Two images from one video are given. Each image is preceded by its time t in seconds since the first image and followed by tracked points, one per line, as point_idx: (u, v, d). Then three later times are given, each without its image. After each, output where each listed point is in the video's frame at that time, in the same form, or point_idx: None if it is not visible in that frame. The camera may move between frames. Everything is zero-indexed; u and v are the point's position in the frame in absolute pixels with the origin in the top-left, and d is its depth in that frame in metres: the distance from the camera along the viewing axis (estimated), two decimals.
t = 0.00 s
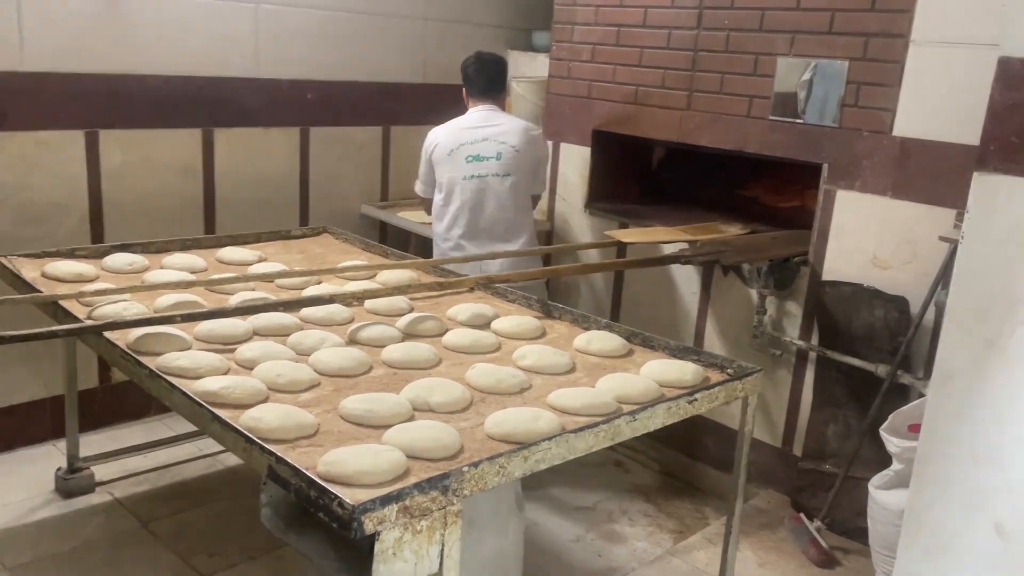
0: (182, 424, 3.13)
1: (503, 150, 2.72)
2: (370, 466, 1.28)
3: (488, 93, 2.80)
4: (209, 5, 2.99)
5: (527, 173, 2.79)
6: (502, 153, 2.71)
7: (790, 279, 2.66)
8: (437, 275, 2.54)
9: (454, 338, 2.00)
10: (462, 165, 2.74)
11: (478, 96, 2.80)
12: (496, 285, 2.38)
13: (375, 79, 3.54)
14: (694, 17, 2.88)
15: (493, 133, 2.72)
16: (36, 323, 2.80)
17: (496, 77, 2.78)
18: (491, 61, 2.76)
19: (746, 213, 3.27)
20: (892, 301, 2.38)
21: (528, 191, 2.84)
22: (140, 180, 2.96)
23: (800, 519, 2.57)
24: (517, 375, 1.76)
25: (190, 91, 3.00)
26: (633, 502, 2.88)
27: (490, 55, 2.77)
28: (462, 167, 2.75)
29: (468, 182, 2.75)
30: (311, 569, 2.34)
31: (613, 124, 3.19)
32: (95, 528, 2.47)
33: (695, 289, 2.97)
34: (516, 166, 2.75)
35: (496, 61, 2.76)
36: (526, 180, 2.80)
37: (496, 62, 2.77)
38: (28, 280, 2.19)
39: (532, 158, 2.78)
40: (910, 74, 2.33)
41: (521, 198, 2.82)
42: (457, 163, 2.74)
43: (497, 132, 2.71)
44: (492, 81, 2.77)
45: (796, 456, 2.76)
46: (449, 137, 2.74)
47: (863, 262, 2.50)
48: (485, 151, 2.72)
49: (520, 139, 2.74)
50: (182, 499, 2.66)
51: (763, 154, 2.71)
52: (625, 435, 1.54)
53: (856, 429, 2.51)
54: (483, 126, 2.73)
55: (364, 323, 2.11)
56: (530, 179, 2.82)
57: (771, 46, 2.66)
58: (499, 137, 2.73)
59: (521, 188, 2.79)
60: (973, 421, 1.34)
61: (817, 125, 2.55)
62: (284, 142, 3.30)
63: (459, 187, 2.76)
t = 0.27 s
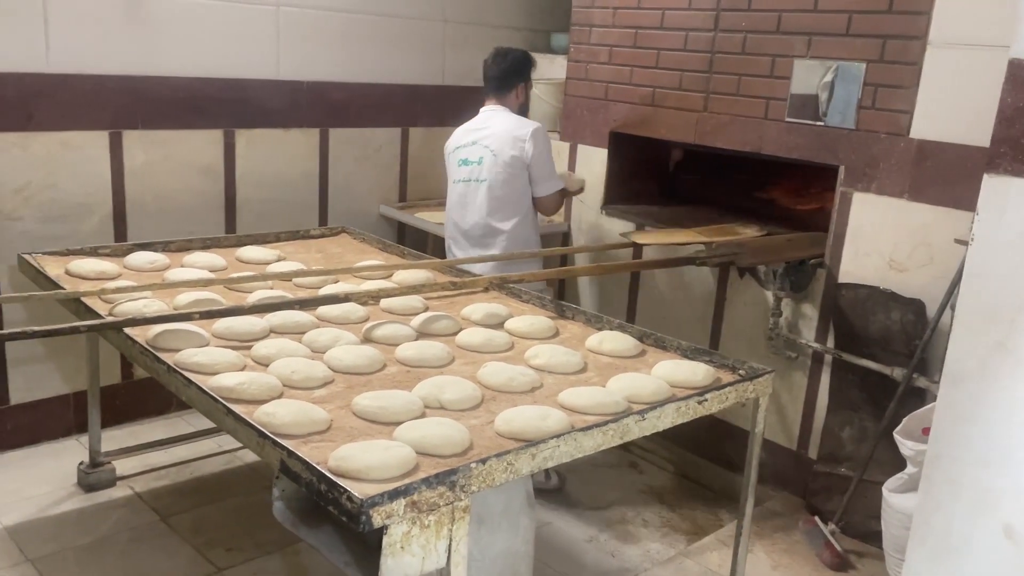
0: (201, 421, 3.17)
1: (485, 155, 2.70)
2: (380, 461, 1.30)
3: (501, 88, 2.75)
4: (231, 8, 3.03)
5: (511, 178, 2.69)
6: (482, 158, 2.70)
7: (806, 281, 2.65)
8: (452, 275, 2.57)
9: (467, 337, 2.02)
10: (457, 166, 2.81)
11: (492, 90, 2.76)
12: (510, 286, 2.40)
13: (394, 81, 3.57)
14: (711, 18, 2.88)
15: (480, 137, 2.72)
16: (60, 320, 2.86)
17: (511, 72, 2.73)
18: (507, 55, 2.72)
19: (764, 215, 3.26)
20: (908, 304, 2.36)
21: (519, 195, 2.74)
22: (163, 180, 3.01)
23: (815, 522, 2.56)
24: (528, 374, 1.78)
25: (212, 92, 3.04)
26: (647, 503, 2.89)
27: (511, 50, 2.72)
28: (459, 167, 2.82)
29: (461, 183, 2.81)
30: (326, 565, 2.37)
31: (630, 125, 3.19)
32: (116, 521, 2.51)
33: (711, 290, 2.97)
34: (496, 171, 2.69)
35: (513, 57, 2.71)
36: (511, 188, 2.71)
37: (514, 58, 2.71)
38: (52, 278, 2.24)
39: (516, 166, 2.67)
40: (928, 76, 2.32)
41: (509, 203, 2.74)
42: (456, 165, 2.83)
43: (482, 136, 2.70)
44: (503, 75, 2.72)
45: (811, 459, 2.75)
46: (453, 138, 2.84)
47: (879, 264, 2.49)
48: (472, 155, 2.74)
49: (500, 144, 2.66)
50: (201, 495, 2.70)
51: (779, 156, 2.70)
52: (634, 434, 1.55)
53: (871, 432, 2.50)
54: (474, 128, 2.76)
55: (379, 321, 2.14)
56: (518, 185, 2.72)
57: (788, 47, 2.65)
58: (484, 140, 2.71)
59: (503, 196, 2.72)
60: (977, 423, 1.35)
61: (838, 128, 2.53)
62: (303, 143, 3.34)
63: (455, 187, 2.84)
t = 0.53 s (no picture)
0: (221, 417, 3.21)
1: (499, 160, 2.77)
2: (392, 457, 1.32)
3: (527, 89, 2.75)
4: (252, 9, 3.07)
5: (515, 188, 2.74)
6: (496, 163, 2.78)
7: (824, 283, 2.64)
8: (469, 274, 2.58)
9: (482, 336, 2.03)
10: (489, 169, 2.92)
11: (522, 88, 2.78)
12: (526, 285, 2.41)
13: (413, 82, 3.59)
14: (730, 19, 2.87)
15: (501, 143, 2.79)
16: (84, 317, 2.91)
17: (537, 73, 2.73)
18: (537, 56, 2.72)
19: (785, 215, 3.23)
20: (927, 306, 2.34)
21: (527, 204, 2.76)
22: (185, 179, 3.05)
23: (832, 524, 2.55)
24: (542, 372, 1.79)
25: (233, 93, 3.08)
26: (663, 504, 2.88)
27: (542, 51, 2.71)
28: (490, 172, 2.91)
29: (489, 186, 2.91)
30: (342, 561, 2.39)
31: (648, 126, 3.19)
32: (137, 515, 2.55)
33: (729, 291, 2.96)
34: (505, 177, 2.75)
35: (540, 58, 2.70)
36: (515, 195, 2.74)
37: (542, 59, 2.70)
38: (76, 275, 2.28)
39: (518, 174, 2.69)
40: (949, 76, 2.30)
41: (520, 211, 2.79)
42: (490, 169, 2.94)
43: (500, 142, 2.77)
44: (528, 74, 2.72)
45: (829, 462, 2.74)
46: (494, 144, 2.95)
47: (898, 266, 2.47)
48: (495, 160, 2.83)
49: (506, 154, 2.72)
50: (220, 490, 2.74)
51: (798, 156, 2.69)
52: (646, 433, 1.55)
53: (890, 434, 2.48)
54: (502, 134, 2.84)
55: (395, 320, 2.15)
56: (524, 195, 2.75)
57: (807, 47, 2.64)
58: (502, 147, 2.77)
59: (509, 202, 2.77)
60: (998, 418, 1.37)
61: (861, 129, 2.50)
62: (323, 143, 3.37)
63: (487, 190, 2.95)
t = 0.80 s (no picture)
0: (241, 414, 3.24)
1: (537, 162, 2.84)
2: (407, 452, 1.33)
3: (578, 94, 2.72)
4: (273, 10, 3.10)
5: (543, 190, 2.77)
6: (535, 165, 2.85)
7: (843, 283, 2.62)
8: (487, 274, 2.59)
9: (498, 334, 2.04)
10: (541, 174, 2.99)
11: (574, 94, 2.75)
12: (542, 284, 2.41)
13: (433, 82, 3.61)
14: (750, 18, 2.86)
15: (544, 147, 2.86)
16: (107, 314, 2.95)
17: (587, 77, 2.70)
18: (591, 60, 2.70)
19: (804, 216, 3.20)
20: (948, 306, 2.32)
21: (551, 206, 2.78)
22: (206, 179, 3.08)
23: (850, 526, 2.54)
24: (558, 371, 1.79)
25: (254, 93, 3.11)
26: (680, 504, 2.87)
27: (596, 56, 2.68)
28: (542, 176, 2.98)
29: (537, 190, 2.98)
30: (359, 558, 2.41)
31: (666, 125, 3.18)
32: (157, 510, 2.58)
33: (747, 291, 2.95)
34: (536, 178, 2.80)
35: (591, 62, 2.67)
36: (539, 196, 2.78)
37: (594, 63, 2.67)
38: (99, 273, 2.31)
39: (539, 174, 2.73)
40: (970, 74, 2.28)
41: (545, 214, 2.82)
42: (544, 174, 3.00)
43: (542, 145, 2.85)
44: (580, 78, 2.70)
45: (848, 463, 2.72)
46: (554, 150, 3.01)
47: (918, 266, 2.45)
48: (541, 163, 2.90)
49: (539, 156, 2.76)
50: (239, 486, 2.76)
51: (816, 156, 2.67)
52: (661, 432, 1.55)
53: (909, 436, 2.46)
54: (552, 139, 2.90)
55: (413, 318, 2.17)
56: (548, 200, 2.77)
57: (827, 46, 2.62)
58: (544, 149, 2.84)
59: (535, 202, 2.81)
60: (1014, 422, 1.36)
61: (882, 129, 2.48)
62: (343, 143, 3.40)
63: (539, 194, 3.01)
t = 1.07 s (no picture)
0: (257, 412, 3.26)
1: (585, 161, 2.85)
2: (421, 449, 1.33)
3: (633, 98, 2.70)
4: (290, 11, 3.11)
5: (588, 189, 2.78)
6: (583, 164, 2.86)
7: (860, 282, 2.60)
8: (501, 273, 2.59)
9: (512, 333, 2.04)
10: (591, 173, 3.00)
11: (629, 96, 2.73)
12: (557, 283, 2.41)
13: (448, 82, 3.62)
14: (766, 16, 2.84)
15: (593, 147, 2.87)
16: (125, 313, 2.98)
17: (643, 83, 2.67)
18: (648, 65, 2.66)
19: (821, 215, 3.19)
20: (967, 306, 2.30)
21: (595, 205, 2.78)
22: (223, 178, 3.11)
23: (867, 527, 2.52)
24: (572, 370, 1.79)
25: (271, 93, 3.13)
26: (695, 504, 2.86)
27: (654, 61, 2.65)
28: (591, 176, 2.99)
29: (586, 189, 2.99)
30: (374, 555, 2.42)
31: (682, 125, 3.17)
32: (175, 507, 2.61)
33: (763, 291, 2.93)
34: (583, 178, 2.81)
35: (648, 68, 2.64)
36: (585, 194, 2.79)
37: (651, 69, 2.64)
38: (117, 271, 2.34)
39: (585, 174, 2.74)
40: (989, 72, 2.25)
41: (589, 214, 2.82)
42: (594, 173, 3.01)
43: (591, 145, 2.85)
44: (636, 84, 2.68)
45: (865, 464, 2.70)
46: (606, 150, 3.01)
47: (936, 265, 2.43)
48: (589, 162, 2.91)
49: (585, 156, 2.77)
50: (255, 484, 2.78)
51: (833, 154, 2.66)
52: (675, 430, 1.54)
53: (927, 437, 2.44)
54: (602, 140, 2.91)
55: (427, 316, 2.17)
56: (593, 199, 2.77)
57: (843, 44, 2.60)
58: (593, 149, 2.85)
59: (581, 200, 2.82)
60: None
61: (900, 128, 2.46)
62: (359, 143, 3.41)
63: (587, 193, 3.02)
